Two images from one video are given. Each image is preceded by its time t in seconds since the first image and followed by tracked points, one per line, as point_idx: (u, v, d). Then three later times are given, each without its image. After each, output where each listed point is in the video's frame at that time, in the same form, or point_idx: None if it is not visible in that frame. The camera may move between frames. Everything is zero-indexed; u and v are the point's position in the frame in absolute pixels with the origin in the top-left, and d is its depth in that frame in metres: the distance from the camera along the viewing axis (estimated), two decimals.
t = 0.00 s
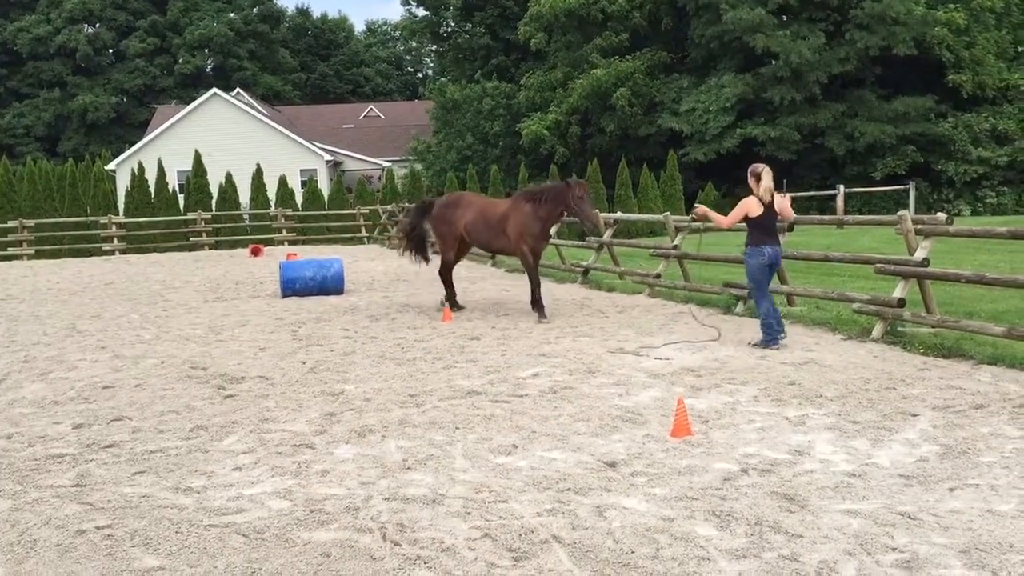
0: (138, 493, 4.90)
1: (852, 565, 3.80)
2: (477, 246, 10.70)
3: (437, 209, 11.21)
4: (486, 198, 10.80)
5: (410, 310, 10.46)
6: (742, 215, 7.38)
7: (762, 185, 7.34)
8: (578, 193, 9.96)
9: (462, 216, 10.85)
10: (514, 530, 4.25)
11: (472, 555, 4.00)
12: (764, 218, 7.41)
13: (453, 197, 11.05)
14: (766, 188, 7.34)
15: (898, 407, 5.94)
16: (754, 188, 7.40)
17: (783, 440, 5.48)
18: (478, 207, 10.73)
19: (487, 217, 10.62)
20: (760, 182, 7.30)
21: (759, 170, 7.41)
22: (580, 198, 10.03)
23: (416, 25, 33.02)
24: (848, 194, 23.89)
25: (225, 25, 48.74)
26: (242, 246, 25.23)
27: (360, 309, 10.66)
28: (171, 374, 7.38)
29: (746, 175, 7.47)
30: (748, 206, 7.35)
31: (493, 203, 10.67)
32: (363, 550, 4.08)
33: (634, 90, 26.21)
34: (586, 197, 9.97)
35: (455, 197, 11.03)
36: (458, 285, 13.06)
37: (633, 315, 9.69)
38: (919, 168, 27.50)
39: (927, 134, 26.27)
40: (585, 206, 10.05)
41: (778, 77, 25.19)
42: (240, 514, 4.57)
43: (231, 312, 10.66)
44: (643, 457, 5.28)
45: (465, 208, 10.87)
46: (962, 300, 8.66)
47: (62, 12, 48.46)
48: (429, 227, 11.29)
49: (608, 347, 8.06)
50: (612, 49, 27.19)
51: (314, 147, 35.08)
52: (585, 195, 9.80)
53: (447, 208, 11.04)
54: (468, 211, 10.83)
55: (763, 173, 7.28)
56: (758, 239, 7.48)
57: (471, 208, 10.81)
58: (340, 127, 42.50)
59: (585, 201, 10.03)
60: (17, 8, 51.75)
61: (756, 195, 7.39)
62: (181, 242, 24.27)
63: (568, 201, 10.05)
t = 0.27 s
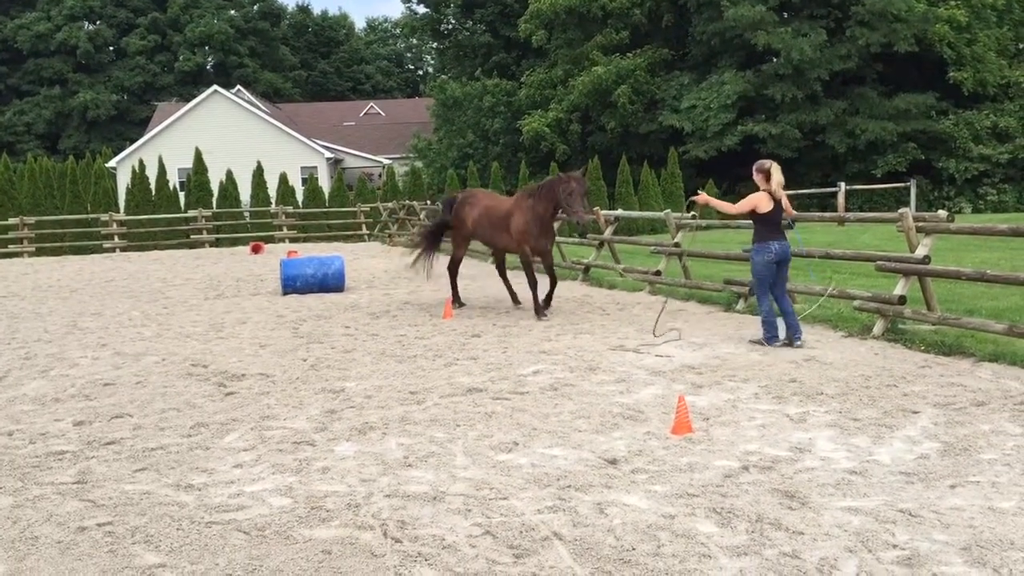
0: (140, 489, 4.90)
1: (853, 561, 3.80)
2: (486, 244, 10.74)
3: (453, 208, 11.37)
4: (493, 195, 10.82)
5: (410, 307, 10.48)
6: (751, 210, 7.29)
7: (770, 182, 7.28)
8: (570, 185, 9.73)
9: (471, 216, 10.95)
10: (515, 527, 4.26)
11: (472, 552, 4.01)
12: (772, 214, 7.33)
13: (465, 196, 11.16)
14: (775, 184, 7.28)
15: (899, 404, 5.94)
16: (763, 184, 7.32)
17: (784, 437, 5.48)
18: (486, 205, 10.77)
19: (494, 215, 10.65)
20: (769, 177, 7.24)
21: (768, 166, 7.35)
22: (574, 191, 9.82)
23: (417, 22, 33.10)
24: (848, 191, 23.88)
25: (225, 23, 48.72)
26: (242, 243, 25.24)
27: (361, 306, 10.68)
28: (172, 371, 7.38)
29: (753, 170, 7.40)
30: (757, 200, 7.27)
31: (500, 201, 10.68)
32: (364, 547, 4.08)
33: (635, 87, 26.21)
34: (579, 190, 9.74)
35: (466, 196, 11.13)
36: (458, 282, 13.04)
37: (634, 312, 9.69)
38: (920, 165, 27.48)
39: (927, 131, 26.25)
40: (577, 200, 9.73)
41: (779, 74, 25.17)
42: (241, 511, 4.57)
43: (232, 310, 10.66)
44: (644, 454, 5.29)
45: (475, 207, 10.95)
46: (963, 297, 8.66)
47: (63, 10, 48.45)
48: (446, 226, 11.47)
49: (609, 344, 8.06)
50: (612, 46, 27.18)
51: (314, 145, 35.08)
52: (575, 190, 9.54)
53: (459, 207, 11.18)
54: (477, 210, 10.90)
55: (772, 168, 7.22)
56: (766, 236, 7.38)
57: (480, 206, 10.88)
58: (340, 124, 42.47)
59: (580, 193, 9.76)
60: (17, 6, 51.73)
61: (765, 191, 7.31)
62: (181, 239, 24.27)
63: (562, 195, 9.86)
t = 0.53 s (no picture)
0: (142, 489, 4.90)
1: (855, 561, 3.80)
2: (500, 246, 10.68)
3: (483, 213, 11.45)
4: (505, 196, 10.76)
5: (413, 306, 10.47)
6: (758, 206, 7.25)
7: (776, 179, 7.27)
8: (555, 174, 9.47)
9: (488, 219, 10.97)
10: (516, 526, 4.26)
11: (474, 550, 4.01)
12: (779, 212, 7.32)
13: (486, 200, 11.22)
14: (780, 181, 7.28)
15: (901, 403, 5.93)
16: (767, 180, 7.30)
17: (786, 435, 5.48)
18: (499, 207, 10.75)
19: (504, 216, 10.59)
20: (774, 173, 7.22)
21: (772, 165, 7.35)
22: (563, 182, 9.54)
23: (418, 21, 33.11)
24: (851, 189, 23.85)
25: (227, 22, 48.73)
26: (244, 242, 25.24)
27: (363, 304, 10.68)
28: (174, 371, 7.38)
29: (758, 167, 7.39)
30: (764, 196, 7.24)
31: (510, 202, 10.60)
32: (366, 546, 4.08)
33: (637, 86, 26.20)
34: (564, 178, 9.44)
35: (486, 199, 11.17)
36: (460, 281, 13.03)
37: (636, 311, 9.69)
38: (922, 163, 27.46)
39: (930, 130, 26.23)
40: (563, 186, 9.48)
41: (781, 73, 25.14)
42: (243, 510, 4.58)
43: (234, 309, 10.66)
44: (646, 453, 5.29)
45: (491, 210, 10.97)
46: (966, 295, 8.66)
47: (64, 9, 48.46)
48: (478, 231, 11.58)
49: (611, 343, 8.06)
50: (614, 45, 27.17)
51: (316, 144, 35.09)
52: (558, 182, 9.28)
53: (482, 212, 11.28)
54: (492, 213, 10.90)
55: (777, 164, 7.21)
56: (773, 234, 7.36)
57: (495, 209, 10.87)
58: (341, 123, 42.46)
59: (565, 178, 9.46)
60: (19, 5, 51.76)
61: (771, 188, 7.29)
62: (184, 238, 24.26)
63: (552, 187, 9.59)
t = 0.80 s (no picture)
0: (143, 489, 4.90)
1: (857, 561, 3.80)
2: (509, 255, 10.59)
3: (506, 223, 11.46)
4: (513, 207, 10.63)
5: (415, 307, 10.46)
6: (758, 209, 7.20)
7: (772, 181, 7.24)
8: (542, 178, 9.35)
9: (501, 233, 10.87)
10: (518, 527, 4.26)
11: (476, 551, 4.01)
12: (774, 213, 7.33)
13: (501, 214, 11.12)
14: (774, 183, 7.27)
15: (903, 404, 5.93)
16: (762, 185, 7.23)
17: (788, 436, 5.47)
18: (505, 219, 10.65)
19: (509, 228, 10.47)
20: (771, 176, 7.15)
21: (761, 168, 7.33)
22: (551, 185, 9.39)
23: (420, 22, 33.12)
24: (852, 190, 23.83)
25: (229, 23, 48.77)
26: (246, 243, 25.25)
27: (365, 305, 10.68)
28: (176, 371, 7.39)
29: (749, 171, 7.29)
30: (764, 198, 7.20)
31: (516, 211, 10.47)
32: (368, 546, 4.08)
33: (638, 87, 26.21)
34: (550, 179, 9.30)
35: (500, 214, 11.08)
36: (462, 283, 13.03)
37: (638, 312, 9.69)
38: (924, 164, 27.44)
39: (931, 130, 26.21)
40: (552, 191, 9.34)
41: (783, 74, 25.14)
42: (245, 510, 4.58)
43: (236, 309, 10.67)
44: (648, 454, 5.29)
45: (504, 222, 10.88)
46: (968, 296, 8.64)
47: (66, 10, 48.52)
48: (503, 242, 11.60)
49: (613, 344, 8.06)
50: (615, 46, 27.18)
51: (318, 145, 35.11)
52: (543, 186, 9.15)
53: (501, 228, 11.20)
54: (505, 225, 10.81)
55: (773, 168, 7.16)
56: (771, 236, 7.34)
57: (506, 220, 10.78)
58: (343, 124, 42.47)
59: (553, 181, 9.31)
60: (21, 7, 51.83)
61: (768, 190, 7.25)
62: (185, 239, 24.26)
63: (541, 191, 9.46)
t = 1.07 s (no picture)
0: (144, 492, 4.90)
1: (859, 563, 3.79)
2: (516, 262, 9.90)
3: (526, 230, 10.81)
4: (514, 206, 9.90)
5: (416, 309, 10.45)
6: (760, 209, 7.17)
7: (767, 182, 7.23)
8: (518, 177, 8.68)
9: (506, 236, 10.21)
10: (520, 529, 4.26)
11: (478, 554, 4.01)
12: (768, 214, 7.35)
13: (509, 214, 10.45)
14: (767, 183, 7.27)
15: (904, 406, 5.93)
16: (758, 186, 7.17)
17: (789, 439, 5.47)
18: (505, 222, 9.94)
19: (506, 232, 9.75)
20: (768, 177, 7.10)
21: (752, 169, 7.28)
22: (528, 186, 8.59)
23: (420, 25, 33.13)
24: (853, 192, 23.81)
25: (230, 26, 48.81)
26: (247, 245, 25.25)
27: (366, 308, 10.68)
28: (177, 374, 7.39)
29: (743, 171, 7.17)
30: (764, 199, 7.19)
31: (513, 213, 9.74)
32: (370, 549, 4.08)
33: (639, 89, 26.21)
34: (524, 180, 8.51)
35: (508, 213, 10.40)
36: (463, 285, 13.02)
37: (639, 314, 9.68)
38: (925, 166, 27.43)
39: (932, 132, 26.21)
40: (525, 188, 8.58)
41: (784, 76, 25.15)
42: (246, 513, 4.58)
43: (236, 312, 10.67)
44: (649, 456, 5.28)
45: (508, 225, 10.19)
46: (969, 298, 8.63)
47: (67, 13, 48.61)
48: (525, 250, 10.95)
49: (614, 346, 8.05)
50: (616, 48, 27.19)
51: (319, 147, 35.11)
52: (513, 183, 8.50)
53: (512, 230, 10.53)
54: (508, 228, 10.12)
55: (768, 167, 7.09)
56: (769, 237, 7.34)
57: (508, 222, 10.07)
58: (344, 127, 42.48)
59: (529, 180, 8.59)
60: (22, 9, 51.90)
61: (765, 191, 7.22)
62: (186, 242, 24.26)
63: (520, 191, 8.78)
